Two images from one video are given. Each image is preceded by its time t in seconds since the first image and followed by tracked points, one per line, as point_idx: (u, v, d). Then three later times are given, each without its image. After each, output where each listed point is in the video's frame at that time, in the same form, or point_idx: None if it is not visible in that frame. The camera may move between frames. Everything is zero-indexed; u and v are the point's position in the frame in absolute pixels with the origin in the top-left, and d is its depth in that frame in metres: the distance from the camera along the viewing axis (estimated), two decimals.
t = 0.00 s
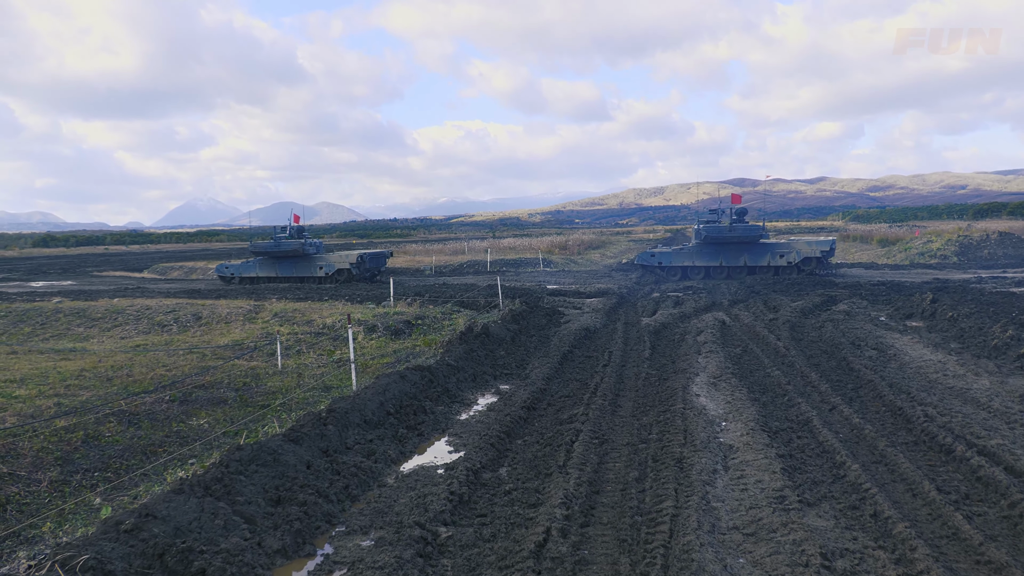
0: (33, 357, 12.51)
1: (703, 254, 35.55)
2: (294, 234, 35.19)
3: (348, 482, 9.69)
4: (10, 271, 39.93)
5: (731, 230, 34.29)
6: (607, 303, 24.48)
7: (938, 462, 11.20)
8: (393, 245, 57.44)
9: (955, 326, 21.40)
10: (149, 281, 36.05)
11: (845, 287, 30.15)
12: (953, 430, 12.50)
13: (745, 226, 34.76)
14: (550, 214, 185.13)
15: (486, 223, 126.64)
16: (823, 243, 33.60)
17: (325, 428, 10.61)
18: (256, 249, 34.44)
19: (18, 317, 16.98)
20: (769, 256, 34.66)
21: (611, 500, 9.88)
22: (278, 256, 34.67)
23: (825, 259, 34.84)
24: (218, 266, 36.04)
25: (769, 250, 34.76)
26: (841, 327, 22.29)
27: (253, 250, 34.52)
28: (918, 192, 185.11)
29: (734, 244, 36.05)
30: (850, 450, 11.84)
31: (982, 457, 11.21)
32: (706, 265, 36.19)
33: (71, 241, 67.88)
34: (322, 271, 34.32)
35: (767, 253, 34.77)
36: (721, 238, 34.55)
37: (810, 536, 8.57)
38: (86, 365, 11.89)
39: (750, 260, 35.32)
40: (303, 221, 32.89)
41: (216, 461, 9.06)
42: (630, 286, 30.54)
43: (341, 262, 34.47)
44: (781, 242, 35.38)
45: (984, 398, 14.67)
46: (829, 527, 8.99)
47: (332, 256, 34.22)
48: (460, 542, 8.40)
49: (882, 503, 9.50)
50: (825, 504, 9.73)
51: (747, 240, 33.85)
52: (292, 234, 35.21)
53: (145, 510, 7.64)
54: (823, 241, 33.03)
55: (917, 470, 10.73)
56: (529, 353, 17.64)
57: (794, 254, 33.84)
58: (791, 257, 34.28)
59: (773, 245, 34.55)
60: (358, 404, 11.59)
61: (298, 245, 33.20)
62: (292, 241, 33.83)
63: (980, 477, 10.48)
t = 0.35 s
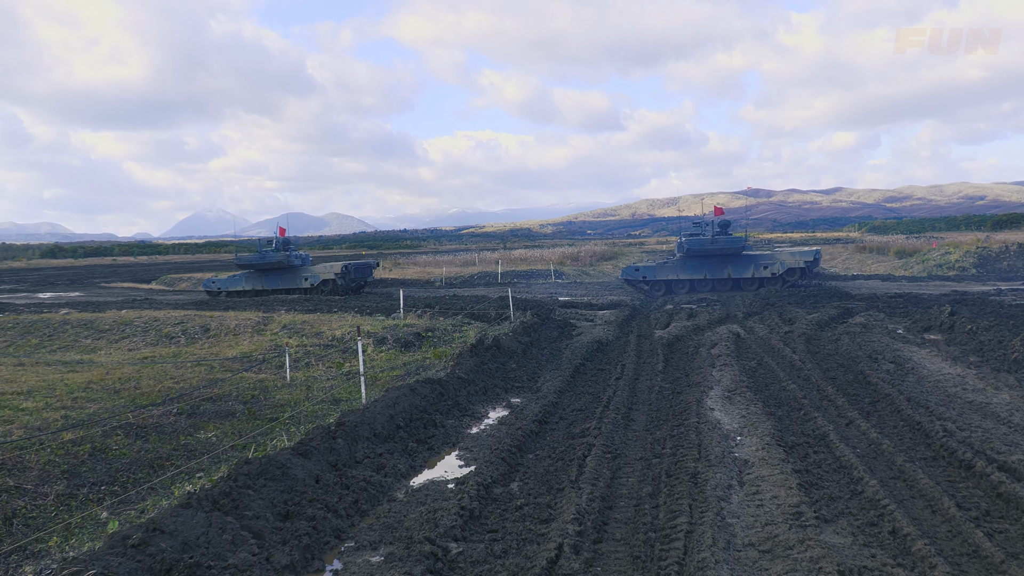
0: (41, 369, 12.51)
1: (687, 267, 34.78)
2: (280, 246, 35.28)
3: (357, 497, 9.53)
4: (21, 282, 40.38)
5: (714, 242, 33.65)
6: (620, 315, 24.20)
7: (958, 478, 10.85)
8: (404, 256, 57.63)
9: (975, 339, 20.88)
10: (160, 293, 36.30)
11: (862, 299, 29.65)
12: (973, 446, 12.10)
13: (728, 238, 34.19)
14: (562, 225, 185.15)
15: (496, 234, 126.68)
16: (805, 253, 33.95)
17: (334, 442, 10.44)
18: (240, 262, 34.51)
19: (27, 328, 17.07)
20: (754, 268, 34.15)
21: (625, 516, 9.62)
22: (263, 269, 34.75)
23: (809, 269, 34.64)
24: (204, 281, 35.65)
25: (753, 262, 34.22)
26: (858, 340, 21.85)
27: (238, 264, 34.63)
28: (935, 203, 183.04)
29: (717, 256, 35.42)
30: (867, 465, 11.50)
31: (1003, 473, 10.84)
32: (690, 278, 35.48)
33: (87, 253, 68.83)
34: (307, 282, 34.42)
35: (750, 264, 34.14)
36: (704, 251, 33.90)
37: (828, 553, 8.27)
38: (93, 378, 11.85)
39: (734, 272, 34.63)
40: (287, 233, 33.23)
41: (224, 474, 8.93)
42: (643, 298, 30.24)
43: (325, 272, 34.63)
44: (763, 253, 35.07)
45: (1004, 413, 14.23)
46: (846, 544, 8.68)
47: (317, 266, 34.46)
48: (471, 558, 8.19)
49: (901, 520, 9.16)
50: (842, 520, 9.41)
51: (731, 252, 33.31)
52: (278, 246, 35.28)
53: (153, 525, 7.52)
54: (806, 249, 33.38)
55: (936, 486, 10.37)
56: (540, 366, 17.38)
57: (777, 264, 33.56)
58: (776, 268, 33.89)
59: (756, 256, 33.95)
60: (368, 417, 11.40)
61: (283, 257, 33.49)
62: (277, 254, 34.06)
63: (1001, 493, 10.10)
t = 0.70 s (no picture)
0: (38, 379, 12.36)
1: (675, 279, 33.60)
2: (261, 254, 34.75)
3: (363, 513, 9.15)
4: (31, 289, 40.74)
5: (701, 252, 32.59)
6: (637, 325, 23.60)
7: (993, 498, 10.16)
8: (418, 263, 57.46)
9: (1012, 351, 19.90)
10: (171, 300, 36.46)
11: (891, 309, 28.63)
12: (1012, 463, 11.34)
13: (716, 248, 33.15)
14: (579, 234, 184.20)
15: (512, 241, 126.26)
16: (796, 261, 32.72)
17: (340, 456, 10.10)
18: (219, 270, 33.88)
19: (25, 336, 16.99)
20: (743, 278, 33.04)
21: (643, 535, 9.11)
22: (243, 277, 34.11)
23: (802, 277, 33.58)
24: (183, 291, 34.66)
25: (742, 272, 33.15)
26: (887, 352, 20.98)
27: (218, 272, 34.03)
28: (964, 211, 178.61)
29: (705, 268, 34.22)
30: (897, 483, 10.84)
31: None
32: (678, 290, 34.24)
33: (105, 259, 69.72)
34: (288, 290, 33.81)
35: (740, 274, 32.96)
36: (691, 262, 32.82)
37: None
38: (91, 388, 11.66)
39: (723, 283, 33.42)
40: (266, 240, 33.24)
41: (227, 489, 8.63)
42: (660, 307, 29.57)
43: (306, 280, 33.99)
44: (753, 262, 33.86)
45: None
46: (875, 565, 8.10)
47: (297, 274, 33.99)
48: None
49: (934, 540, 8.55)
50: (870, 540, 8.81)
51: (718, 263, 32.20)
52: (259, 254, 34.77)
53: (152, 540, 7.22)
54: (797, 258, 32.17)
55: (971, 505, 9.70)
56: (555, 377, 16.88)
57: (767, 274, 32.36)
58: (766, 278, 32.80)
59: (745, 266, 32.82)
60: (375, 430, 11.02)
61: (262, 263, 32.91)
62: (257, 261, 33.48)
63: None
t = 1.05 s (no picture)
0: (30, 386, 12.19)
1: (665, 288, 32.23)
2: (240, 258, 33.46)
3: (372, 530, 8.65)
4: (46, 292, 41.22)
5: (691, 259, 31.21)
6: (661, 333, 22.77)
7: None
8: (436, 267, 57.15)
9: None
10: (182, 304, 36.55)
11: (931, 317, 27.28)
12: None
13: (705, 254, 31.73)
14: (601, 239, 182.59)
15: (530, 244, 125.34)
16: (791, 265, 31.15)
17: (347, 469, 9.65)
18: (195, 274, 32.64)
19: (18, 341, 16.94)
20: (736, 284, 31.48)
21: (667, 555, 8.45)
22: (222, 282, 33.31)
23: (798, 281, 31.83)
24: (159, 293, 33.13)
25: (734, 278, 31.56)
26: (927, 362, 19.85)
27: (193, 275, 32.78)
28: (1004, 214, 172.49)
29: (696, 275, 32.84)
30: (938, 501, 10.02)
31: None
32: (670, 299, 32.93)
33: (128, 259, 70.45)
34: (267, 297, 33.09)
35: (733, 281, 31.56)
36: (680, 270, 31.41)
37: None
38: (87, 396, 11.43)
39: (716, 290, 32.02)
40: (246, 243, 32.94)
41: (228, 504, 8.21)
42: (686, 314, 28.71)
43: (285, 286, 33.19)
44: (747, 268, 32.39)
45: None
46: None
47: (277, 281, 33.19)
48: None
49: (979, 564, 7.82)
50: (911, 563, 8.08)
51: (708, 270, 30.89)
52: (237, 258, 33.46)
53: (149, 557, 6.83)
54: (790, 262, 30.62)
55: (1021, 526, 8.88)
56: (574, 387, 16.20)
57: (761, 280, 30.90)
58: (760, 284, 31.18)
59: (738, 272, 31.44)
60: (384, 442, 10.55)
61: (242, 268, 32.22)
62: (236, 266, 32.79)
63: None
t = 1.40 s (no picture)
0: (28, 393, 12.02)
1: (654, 295, 31.27)
2: (223, 261, 32.37)
3: (384, 545, 8.18)
4: (63, 294, 41.62)
5: (680, 267, 30.17)
6: (687, 339, 22.00)
7: None
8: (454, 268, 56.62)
9: None
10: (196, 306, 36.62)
11: (975, 323, 25.96)
12: None
13: (695, 261, 30.62)
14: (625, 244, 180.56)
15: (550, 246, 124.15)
16: (784, 274, 29.77)
17: (358, 481, 9.24)
18: (176, 275, 31.83)
19: (14, 346, 16.85)
20: (726, 293, 30.35)
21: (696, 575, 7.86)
22: (202, 285, 32.07)
23: (791, 290, 30.65)
24: (138, 292, 33.45)
25: (725, 286, 30.42)
26: (971, 371, 18.75)
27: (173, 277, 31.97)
28: None
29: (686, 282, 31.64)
30: (986, 519, 9.28)
31: None
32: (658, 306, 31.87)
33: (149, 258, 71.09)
34: (247, 303, 31.31)
35: (723, 289, 30.44)
36: (669, 277, 30.35)
37: None
38: (86, 403, 11.21)
39: (705, 298, 30.89)
40: (228, 248, 30.53)
41: (234, 516, 7.85)
42: (713, 320, 27.85)
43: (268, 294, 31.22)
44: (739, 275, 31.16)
45: None
46: None
47: (258, 287, 31.24)
48: None
49: None
50: None
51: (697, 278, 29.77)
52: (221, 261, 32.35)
53: (150, 572, 6.48)
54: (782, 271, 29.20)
55: None
56: (597, 396, 15.56)
57: (752, 290, 29.68)
58: (751, 293, 30.00)
59: (728, 280, 30.28)
60: (397, 453, 10.11)
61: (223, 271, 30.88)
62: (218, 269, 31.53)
63: None
